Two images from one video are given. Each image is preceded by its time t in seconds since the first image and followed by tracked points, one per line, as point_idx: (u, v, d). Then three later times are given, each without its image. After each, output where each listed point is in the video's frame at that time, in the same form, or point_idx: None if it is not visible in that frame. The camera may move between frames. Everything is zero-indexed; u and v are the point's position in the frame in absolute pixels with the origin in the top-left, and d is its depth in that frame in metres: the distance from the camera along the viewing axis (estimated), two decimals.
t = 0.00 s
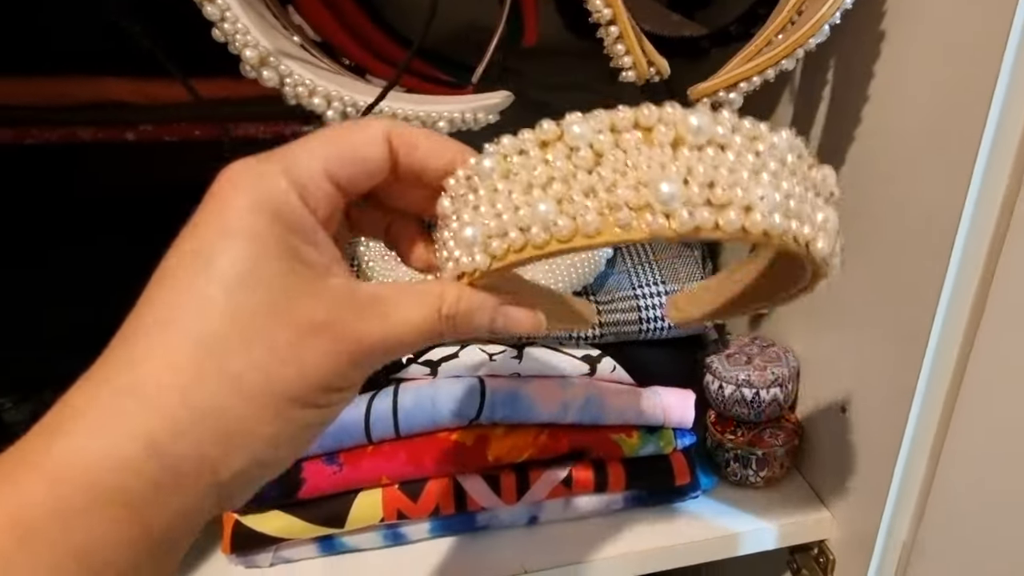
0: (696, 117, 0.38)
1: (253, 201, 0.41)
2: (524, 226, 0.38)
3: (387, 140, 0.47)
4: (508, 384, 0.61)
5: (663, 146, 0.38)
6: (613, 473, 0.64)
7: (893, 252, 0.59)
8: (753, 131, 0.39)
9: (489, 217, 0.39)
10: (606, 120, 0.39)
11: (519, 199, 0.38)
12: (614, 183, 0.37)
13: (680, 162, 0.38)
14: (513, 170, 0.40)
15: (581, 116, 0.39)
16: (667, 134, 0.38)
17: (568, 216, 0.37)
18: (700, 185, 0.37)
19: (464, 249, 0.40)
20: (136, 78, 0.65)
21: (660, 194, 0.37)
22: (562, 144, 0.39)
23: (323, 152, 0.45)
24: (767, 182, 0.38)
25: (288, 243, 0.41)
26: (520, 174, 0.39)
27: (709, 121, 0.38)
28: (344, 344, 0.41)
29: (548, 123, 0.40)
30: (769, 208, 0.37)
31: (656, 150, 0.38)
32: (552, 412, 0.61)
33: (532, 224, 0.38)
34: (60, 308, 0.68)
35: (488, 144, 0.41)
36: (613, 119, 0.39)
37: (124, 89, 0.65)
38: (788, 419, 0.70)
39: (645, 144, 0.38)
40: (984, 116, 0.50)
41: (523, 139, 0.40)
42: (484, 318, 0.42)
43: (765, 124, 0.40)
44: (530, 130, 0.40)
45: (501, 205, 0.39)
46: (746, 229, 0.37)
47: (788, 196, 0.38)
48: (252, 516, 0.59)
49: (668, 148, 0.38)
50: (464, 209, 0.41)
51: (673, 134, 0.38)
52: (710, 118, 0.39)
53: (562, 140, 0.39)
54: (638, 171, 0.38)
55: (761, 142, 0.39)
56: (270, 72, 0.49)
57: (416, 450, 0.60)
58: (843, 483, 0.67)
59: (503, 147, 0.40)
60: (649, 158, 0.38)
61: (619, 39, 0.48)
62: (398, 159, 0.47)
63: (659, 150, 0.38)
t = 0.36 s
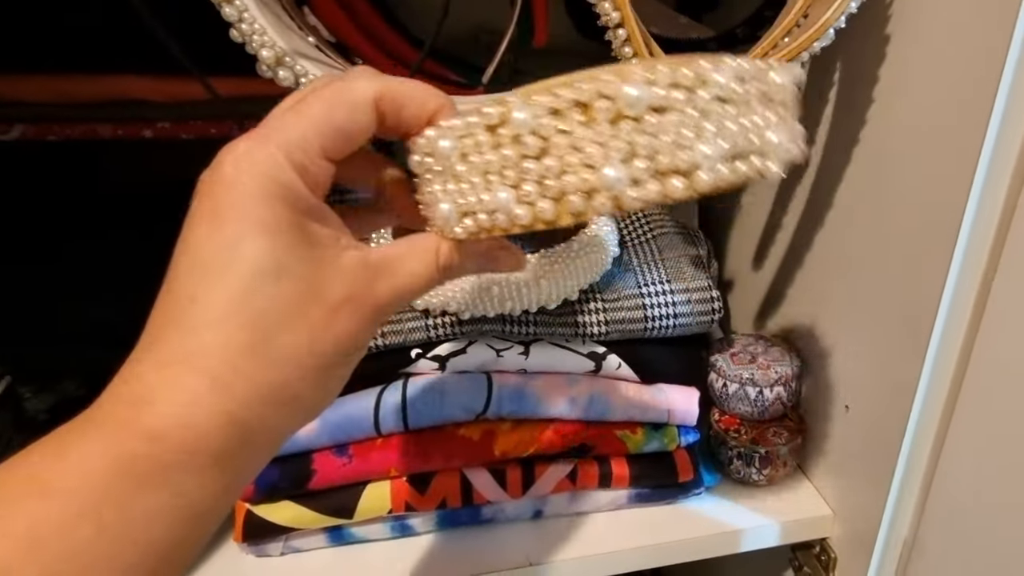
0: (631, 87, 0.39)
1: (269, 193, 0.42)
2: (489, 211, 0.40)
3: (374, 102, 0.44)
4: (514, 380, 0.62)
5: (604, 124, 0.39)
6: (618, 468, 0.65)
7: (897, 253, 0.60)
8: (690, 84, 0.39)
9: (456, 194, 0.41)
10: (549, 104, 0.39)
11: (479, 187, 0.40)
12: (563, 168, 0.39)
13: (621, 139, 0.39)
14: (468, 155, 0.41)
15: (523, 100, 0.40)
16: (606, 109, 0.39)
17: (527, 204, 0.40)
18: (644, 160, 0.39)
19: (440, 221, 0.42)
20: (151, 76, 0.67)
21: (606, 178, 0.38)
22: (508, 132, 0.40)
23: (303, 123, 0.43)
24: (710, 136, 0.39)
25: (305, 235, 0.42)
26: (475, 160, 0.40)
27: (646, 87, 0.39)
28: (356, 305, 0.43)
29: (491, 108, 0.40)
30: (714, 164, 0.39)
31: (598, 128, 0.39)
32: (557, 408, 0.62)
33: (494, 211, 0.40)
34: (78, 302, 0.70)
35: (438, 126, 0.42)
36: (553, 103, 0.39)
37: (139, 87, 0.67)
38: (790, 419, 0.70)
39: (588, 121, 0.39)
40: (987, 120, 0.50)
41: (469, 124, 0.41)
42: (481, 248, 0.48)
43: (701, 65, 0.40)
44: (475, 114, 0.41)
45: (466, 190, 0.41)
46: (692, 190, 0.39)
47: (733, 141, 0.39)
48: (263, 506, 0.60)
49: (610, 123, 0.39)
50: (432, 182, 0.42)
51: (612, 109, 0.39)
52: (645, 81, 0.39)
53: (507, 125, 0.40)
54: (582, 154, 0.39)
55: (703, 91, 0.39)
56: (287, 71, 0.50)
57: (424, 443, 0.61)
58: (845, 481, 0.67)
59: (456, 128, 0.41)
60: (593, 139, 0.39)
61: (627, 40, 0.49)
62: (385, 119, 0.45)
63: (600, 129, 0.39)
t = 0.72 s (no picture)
0: (616, 116, 0.42)
1: (269, 193, 0.42)
2: (477, 220, 0.42)
3: (368, 123, 0.45)
4: (516, 379, 0.62)
5: (589, 147, 0.42)
6: (620, 468, 0.65)
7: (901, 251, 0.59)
8: (669, 116, 0.43)
9: (446, 203, 0.42)
10: (539, 125, 0.42)
11: (470, 198, 0.42)
12: (550, 187, 0.42)
13: (603, 161, 0.42)
14: (461, 168, 0.42)
15: (515, 120, 0.42)
16: (590, 137, 0.42)
17: (515, 215, 0.42)
18: (622, 182, 0.42)
19: (429, 228, 0.43)
20: (150, 74, 0.67)
21: (587, 197, 0.42)
22: (501, 149, 0.42)
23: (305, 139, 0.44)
24: (682, 166, 0.43)
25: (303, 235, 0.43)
26: (468, 173, 0.42)
27: (628, 117, 0.42)
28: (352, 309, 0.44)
29: (486, 125, 0.42)
30: (683, 191, 0.43)
31: (583, 151, 0.42)
32: (559, 408, 0.62)
33: (482, 220, 0.42)
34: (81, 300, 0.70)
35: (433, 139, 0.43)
36: (543, 124, 0.42)
37: (138, 85, 0.67)
38: (794, 421, 0.71)
39: (573, 146, 0.42)
40: (993, 120, 0.50)
41: (464, 138, 0.42)
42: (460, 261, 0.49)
43: (679, 100, 0.43)
44: (468, 130, 0.42)
45: (455, 200, 0.42)
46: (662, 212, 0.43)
47: (701, 170, 0.43)
48: (264, 505, 0.60)
49: (595, 146, 0.42)
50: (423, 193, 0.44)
51: (595, 137, 0.42)
52: (628, 111, 0.42)
53: (499, 143, 0.42)
54: (569, 173, 0.42)
55: (679, 124, 0.43)
56: (286, 70, 0.50)
57: (426, 443, 0.61)
58: (849, 482, 0.67)
59: (449, 139, 0.43)
60: (578, 161, 0.42)
61: (629, 37, 0.48)
62: (379, 138, 0.46)
63: (585, 153, 0.42)
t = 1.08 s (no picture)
0: (631, 163, 0.43)
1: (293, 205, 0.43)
2: (493, 244, 0.44)
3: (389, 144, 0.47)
4: (528, 385, 0.63)
5: (605, 189, 0.43)
6: (629, 473, 0.66)
7: (908, 261, 0.60)
8: (677, 165, 0.44)
9: (463, 224, 0.44)
10: (561, 164, 0.43)
11: (488, 223, 0.43)
12: (565, 222, 0.43)
13: (618, 204, 0.43)
14: (481, 196, 0.43)
15: (540, 157, 0.43)
16: (608, 180, 0.43)
17: (531, 243, 0.43)
18: (632, 224, 0.44)
19: (441, 245, 0.45)
20: (168, 81, 0.68)
21: (599, 235, 0.43)
22: (524, 183, 0.43)
23: (328, 157, 0.45)
24: (683, 211, 0.44)
25: (320, 243, 0.44)
26: (489, 200, 0.43)
27: (642, 164, 0.43)
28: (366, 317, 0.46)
29: (511, 158, 0.43)
30: (682, 234, 0.44)
31: (599, 193, 0.43)
32: (570, 414, 0.63)
33: (498, 244, 0.44)
34: (101, 303, 0.71)
35: (457, 165, 0.44)
36: (567, 164, 0.43)
37: (156, 93, 0.68)
38: (802, 426, 0.71)
39: (591, 186, 0.43)
40: (1002, 135, 0.51)
41: (489, 169, 0.43)
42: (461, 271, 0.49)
43: (685, 151, 0.44)
44: (494, 161, 0.43)
45: (473, 223, 0.44)
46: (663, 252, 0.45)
47: (697, 215, 0.45)
48: (278, 508, 0.61)
49: (611, 189, 0.43)
50: (436, 210, 0.45)
51: (612, 180, 0.43)
52: (642, 159, 0.44)
53: (523, 176, 0.43)
54: (584, 211, 0.43)
55: (683, 173, 0.44)
56: (304, 81, 0.50)
57: (438, 448, 0.62)
58: (856, 489, 0.68)
59: (473, 167, 0.44)
60: (595, 203, 0.43)
61: (643, 50, 0.49)
62: (397, 158, 0.47)
63: (601, 194, 0.43)
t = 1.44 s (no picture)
0: (609, 187, 0.46)
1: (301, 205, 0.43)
2: (480, 258, 0.46)
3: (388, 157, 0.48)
4: (532, 381, 0.62)
5: (584, 211, 0.46)
6: (633, 471, 0.65)
7: (915, 258, 0.59)
8: (653, 189, 0.47)
9: (452, 239, 0.46)
10: (544, 186, 0.46)
11: (476, 238, 0.46)
12: (548, 239, 0.46)
13: (596, 223, 0.46)
14: (471, 213, 0.46)
15: (525, 180, 0.46)
16: (587, 202, 0.46)
17: (515, 257, 0.46)
18: (609, 242, 0.46)
19: (431, 258, 0.47)
20: (174, 74, 0.68)
21: (578, 252, 0.46)
22: (509, 203, 0.45)
23: (340, 163, 0.46)
24: (657, 230, 0.47)
25: (325, 237, 0.44)
26: (477, 217, 0.46)
27: (619, 187, 0.46)
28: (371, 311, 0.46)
29: (499, 180, 0.46)
30: (655, 251, 0.47)
31: (579, 213, 0.46)
32: (574, 411, 0.62)
33: (484, 258, 0.46)
34: (107, 296, 0.71)
35: (446, 184, 0.46)
36: (550, 186, 0.46)
37: (162, 87, 0.68)
38: (807, 424, 0.71)
39: (571, 207, 0.46)
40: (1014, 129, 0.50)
41: (477, 189, 0.46)
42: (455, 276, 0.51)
43: (658, 175, 0.47)
44: (482, 182, 0.46)
45: (461, 238, 0.46)
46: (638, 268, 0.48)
47: (671, 233, 0.48)
48: (281, 504, 0.60)
49: (589, 209, 0.46)
50: (423, 224, 0.47)
51: (591, 202, 0.46)
52: (619, 182, 0.46)
53: (509, 197, 0.45)
54: (565, 229, 0.46)
55: (656, 196, 0.47)
56: (309, 73, 0.50)
57: (441, 444, 0.61)
58: (862, 488, 0.67)
59: (463, 187, 0.46)
60: (575, 222, 0.46)
61: (650, 43, 0.49)
62: (394, 170, 0.49)
63: (580, 215, 0.46)
